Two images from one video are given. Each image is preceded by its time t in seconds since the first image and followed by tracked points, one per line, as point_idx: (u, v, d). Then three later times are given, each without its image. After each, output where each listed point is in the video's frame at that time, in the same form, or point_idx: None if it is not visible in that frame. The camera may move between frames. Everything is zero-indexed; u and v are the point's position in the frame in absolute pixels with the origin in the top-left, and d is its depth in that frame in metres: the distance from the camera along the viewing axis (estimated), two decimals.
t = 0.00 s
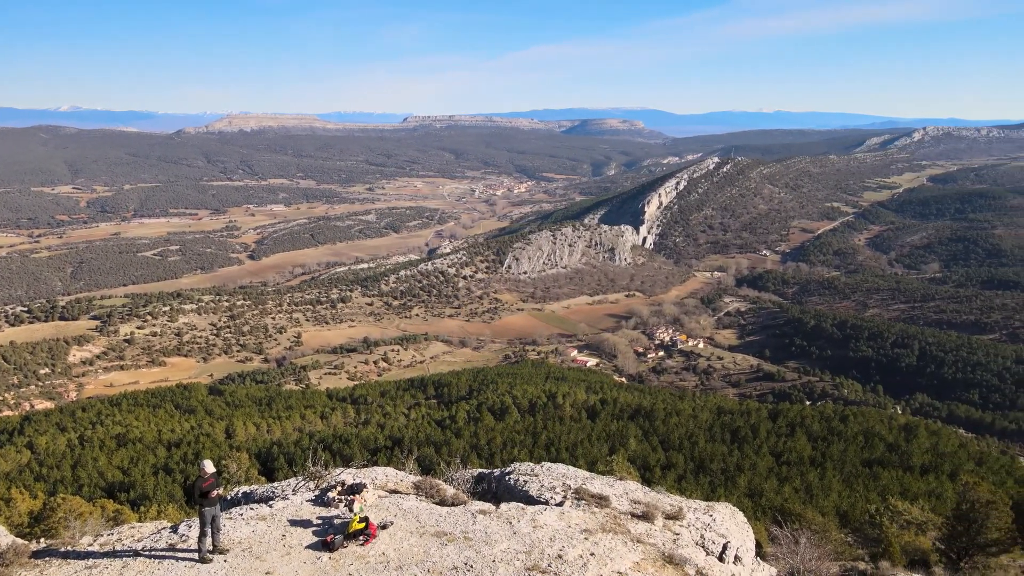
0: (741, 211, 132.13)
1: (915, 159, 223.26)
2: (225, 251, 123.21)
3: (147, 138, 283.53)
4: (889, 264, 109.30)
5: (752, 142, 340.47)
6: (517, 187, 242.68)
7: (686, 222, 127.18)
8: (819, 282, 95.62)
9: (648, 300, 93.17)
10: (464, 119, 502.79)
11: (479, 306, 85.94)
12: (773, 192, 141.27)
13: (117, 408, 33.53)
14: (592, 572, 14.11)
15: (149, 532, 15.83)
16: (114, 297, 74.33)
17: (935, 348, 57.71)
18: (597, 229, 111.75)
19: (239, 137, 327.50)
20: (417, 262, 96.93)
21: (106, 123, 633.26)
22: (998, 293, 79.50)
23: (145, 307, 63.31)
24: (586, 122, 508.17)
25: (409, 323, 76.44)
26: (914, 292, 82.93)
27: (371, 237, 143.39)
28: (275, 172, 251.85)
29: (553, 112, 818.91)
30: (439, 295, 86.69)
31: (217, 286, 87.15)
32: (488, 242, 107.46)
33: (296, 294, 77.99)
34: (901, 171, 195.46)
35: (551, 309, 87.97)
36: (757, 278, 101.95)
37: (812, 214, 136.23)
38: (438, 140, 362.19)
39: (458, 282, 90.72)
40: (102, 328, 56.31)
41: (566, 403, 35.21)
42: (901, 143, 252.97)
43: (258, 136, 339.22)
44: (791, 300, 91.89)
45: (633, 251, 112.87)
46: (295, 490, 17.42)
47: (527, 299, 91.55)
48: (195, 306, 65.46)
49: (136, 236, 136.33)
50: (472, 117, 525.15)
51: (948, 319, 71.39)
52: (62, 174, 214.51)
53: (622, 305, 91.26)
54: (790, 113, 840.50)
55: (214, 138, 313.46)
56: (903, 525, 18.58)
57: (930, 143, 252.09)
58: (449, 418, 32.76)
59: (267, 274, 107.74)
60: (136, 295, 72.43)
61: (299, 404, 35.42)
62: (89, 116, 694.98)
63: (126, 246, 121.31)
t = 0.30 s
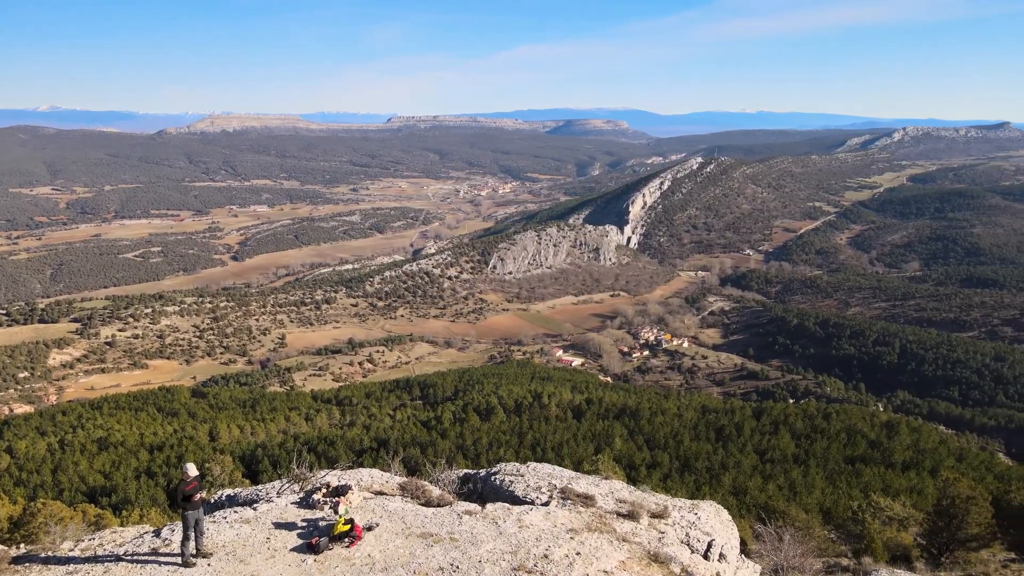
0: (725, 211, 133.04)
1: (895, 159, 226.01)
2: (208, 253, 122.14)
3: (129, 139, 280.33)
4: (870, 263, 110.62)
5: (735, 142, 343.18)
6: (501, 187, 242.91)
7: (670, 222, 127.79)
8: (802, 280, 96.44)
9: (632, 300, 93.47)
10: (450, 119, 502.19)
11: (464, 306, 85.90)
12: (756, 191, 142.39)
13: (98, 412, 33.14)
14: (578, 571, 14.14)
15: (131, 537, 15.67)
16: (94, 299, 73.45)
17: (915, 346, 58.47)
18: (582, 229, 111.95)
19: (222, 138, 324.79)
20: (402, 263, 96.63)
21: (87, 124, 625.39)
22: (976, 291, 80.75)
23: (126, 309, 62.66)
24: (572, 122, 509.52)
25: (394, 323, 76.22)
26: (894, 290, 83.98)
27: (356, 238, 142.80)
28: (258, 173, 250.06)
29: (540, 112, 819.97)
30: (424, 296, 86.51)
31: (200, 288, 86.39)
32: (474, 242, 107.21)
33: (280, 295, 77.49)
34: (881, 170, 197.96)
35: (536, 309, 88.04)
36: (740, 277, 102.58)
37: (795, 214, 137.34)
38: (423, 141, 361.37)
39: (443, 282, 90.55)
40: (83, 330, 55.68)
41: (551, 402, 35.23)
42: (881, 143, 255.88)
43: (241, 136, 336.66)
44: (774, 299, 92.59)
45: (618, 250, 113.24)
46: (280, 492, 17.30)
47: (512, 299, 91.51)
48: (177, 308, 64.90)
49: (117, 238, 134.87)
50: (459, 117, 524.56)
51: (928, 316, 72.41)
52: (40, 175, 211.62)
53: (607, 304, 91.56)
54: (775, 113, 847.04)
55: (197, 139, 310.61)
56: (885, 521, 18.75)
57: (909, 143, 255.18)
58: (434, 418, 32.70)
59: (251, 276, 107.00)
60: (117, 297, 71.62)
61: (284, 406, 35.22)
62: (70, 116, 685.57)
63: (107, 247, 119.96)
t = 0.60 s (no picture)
0: (708, 210, 133.91)
1: (876, 159, 228.59)
2: (190, 254, 121.06)
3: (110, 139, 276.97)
4: (852, 262, 111.84)
5: (719, 142, 345.60)
6: (487, 188, 243.13)
7: (655, 222, 128.30)
8: (785, 279, 97.16)
9: (617, 300, 93.79)
10: (437, 120, 501.58)
11: (449, 307, 85.79)
12: (739, 191, 143.35)
13: (79, 415, 32.78)
14: (564, 570, 14.17)
15: (113, 542, 15.49)
16: (74, 302, 72.60)
17: (896, 344, 59.21)
18: (567, 229, 112.09)
19: (205, 138, 321.93)
20: (387, 263, 96.20)
21: (68, 125, 617.80)
22: (954, 289, 81.98)
23: (107, 311, 62.02)
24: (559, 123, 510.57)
25: (379, 324, 75.94)
26: (875, 289, 85.04)
27: (340, 239, 142.14)
28: (241, 173, 248.18)
29: (527, 113, 820.05)
30: (409, 296, 86.28)
31: (182, 290, 85.57)
32: (459, 242, 106.94)
33: (264, 296, 76.98)
34: (862, 170, 200.37)
35: (522, 310, 88.12)
36: (724, 276, 103.18)
37: (778, 213, 138.37)
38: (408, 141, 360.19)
39: (428, 283, 90.30)
40: (63, 333, 55.12)
41: (537, 402, 35.28)
42: (862, 143, 258.55)
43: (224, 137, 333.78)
44: (758, 298, 93.26)
45: (602, 250, 113.66)
46: (264, 495, 17.19)
47: (497, 300, 91.44)
48: (159, 310, 64.39)
49: (97, 239, 133.25)
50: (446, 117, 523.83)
51: (908, 314, 73.38)
52: (19, 176, 208.59)
53: (592, 304, 91.80)
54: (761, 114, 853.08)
55: (180, 139, 307.46)
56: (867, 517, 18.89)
57: (890, 144, 258.20)
58: (420, 419, 32.64)
59: (234, 277, 106.32)
60: (98, 300, 70.88)
61: (268, 408, 35.02)
62: (49, 117, 676.37)
63: (87, 249, 118.58)
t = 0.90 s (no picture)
0: (692, 210, 134.68)
1: (858, 159, 230.84)
2: (172, 255, 119.93)
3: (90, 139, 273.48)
4: (834, 261, 112.94)
5: (703, 142, 347.73)
6: (472, 188, 243.11)
7: (639, 221, 128.77)
8: (768, 278, 97.78)
9: (602, 299, 94.05)
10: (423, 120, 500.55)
11: (434, 307, 85.61)
12: (722, 191, 144.28)
13: (60, 419, 32.40)
14: (550, 570, 14.18)
15: (95, 546, 15.32)
16: (53, 304, 71.72)
17: (878, 342, 59.88)
18: (552, 229, 112.14)
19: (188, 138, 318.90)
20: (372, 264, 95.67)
21: (47, 125, 609.29)
22: (934, 287, 83.09)
23: (88, 314, 61.37)
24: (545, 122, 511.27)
25: (364, 325, 75.56)
26: (857, 287, 85.95)
27: (324, 239, 141.41)
28: (224, 174, 246.25)
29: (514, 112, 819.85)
30: (393, 297, 85.88)
31: (164, 292, 84.71)
32: (443, 243, 106.56)
33: (248, 297, 76.37)
34: (843, 169, 202.51)
35: (507, 310, 88.11)
36: (708, 276, 103.57)
37: (761, 212, 139.33)
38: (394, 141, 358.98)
39: (413, 283, 89.96)
40: (42, 336, 54.50)
41: (523, 402, 35.30)
42: (844, 143, 260.85)
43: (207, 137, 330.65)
44: (741, 297, 93.87)
45: (587, 250, 113.95)
46: (248, 497, 17.08)
47: (482, 300, 91.27)
48: (141, 312, 63.79)
49: (77, 241, 131.68)
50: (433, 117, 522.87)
51: (889, 313, 74.25)
52: None
53: (577, 304, 92.00)
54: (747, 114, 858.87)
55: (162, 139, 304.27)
56: (850, 513, 19.05)
57: (871, 143, 260.71)
58: (405, 420, 32.56)
59: (217, 279, 105.58)
60: (78, 301, 70.08)
61: (252, 410, 34.75)
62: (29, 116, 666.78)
63: (66, 251, 117.18)
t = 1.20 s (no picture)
0: (676, 210, 135.35)
1: (839, 159, 233.21)
2: (155, 257, 118.87)
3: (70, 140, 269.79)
4: (816, 260, 113.99)
5: (687, 142, 349.87)
6: (456, 188, 242.94)
7: (624, 221, 129.26)
8: (751, 278, 98.44)
9: (587, 299, 94.28)
10: (409, 120, 499.10)
11: (420, 308, 85.41)
12: (706, 191, 145.15)
13: (40, 423, 32.02)
14: (536, 570, 14.20)
15: (76, 551, 15.13)
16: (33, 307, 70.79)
17: (859, 340, 60.55)
18: (537, 229, 112.18)
19: (171, 138, 315.96)
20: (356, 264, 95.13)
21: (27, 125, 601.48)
22: (913, 286, 84.15)
23: (68, 316, 60.62)
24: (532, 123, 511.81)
25: (349, 326, 75.15)
26: (839, 286, 86.87)
27: (308, 240, 140.68)
28: (206, 174, 244.13)
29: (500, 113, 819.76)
30: (378, 298, 85.45)
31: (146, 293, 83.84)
32: (428, 243, 105.97)
33: (231, 298, 75.69)
34: (824, 169, 204.51)
35: (492, 310, 88.07)
36: (692, 275, 104.15)
37: (744, 212, 140.31)
38: (380, 141, 357.72)
39: (398, 284, 89.54)
40: (21, 339, 53.82)
41: (509, 402, 35.32)
42: (825, 143, 263.32)
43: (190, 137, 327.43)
44: (725, 296, 94.41)
45: (572, 250, 114.24)
46: (232, 501, 16.96)
47: (467, 300, 91.04)
48: (123, 314, 63.16)
49: (56, 243, 129.96)
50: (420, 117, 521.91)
51: (871, 311, 75.10)
52: None
53: (562, 304, 92.17)
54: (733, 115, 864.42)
55: (144, 139, 301.22)
56: (833, 510, 19.25)
57: (852, 143, 263.41)
58: (391, 421, 32.49)
59: (201, 280, 104.88)
60: (59, 304, 69.29)
61: (237, 413, 34.49)
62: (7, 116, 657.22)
63: (46, 253, 115.75)
